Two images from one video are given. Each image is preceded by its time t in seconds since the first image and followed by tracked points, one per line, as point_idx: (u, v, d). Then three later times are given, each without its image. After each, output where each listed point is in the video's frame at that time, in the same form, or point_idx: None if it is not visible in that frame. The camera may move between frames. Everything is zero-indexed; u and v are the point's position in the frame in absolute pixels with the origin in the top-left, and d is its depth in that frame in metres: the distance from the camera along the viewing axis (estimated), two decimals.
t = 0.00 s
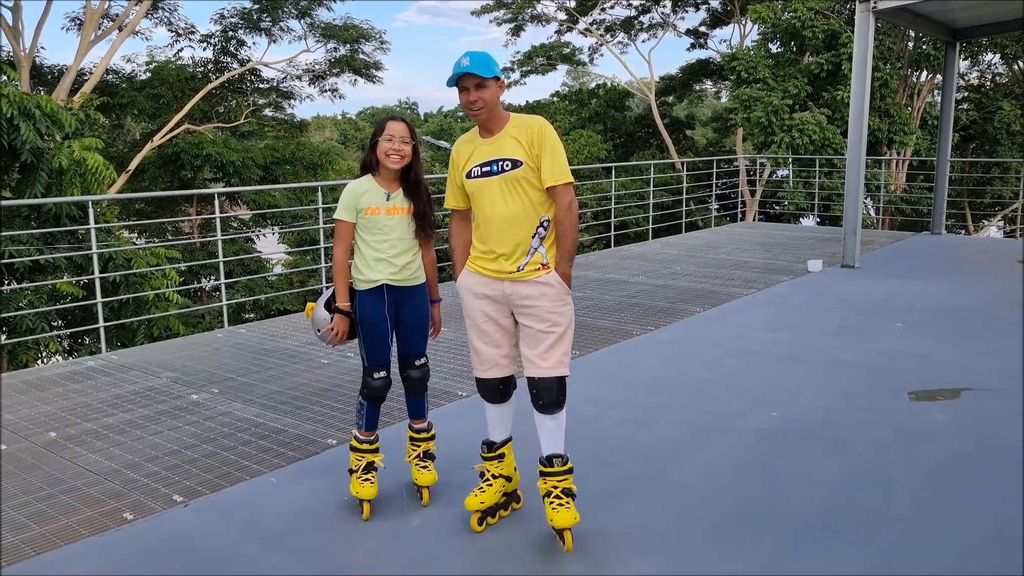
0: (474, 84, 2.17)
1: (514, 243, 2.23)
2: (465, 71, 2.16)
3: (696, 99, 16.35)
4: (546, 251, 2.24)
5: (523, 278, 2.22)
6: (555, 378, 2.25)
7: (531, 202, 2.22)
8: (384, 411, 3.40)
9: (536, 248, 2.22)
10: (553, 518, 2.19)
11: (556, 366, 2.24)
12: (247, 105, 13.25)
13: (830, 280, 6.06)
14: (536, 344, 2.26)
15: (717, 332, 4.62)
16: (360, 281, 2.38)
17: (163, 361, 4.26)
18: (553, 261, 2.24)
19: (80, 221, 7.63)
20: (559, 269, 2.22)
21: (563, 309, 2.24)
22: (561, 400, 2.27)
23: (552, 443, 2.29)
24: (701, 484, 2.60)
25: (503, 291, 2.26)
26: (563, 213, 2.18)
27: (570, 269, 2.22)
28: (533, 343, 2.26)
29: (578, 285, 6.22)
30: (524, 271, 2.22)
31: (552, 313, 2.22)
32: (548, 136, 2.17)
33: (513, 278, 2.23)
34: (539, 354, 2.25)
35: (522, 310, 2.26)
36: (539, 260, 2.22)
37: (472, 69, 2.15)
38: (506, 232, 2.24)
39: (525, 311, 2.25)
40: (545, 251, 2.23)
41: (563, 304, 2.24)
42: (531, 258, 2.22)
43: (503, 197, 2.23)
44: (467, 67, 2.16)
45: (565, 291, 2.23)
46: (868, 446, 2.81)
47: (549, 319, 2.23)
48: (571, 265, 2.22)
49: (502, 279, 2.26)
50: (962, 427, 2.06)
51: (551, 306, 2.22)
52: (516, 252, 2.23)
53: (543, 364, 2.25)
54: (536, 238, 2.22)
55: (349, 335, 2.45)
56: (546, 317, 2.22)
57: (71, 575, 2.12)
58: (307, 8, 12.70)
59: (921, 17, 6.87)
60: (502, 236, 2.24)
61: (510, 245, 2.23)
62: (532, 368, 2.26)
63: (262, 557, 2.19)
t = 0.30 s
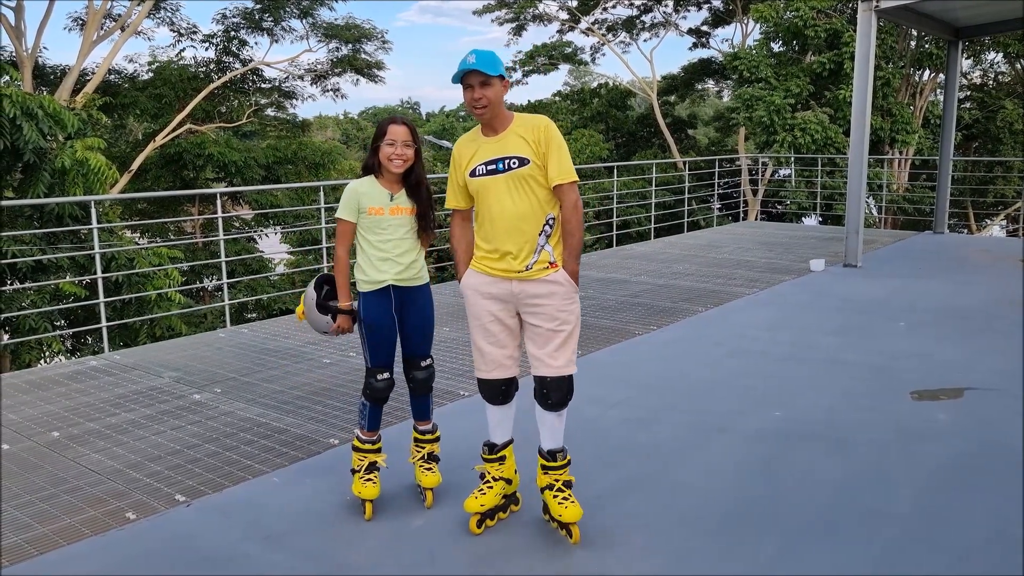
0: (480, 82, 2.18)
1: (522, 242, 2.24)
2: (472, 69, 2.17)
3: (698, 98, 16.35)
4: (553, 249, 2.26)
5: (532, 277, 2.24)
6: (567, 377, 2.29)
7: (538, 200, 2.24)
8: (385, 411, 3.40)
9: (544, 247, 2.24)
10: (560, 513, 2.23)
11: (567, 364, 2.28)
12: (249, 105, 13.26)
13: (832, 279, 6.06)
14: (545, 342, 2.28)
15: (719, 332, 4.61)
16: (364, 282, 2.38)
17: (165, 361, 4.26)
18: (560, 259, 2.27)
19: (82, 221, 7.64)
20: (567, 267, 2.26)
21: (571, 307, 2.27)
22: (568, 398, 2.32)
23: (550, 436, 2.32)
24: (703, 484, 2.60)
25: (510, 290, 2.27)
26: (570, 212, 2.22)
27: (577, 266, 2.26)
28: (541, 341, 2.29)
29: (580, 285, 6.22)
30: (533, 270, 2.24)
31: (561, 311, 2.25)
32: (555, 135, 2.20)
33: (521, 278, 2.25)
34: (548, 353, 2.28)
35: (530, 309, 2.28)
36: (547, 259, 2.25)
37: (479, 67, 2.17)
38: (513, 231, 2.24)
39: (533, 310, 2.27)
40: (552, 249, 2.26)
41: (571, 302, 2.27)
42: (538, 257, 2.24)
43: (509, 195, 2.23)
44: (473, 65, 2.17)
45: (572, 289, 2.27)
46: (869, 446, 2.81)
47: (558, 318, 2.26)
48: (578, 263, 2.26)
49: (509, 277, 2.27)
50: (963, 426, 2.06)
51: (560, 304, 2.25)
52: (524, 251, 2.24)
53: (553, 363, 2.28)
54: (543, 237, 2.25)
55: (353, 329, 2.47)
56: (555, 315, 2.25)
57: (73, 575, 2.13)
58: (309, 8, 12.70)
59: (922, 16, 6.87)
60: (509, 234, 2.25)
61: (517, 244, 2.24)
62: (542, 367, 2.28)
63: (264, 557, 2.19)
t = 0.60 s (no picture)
0: (493, 81, 2.18)
1: (527, 241, 2.25)
2: (487, 68, 2.17)
3: (700, 98, 16.34)
4: (558, 249, 2.28)
5: (537, 277, 2.25)
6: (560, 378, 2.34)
7: (543, 201, 2.25)
8: (387, 411, 3.40)
9: (549, 247, 2.26)
10: (540, 496, 2.33)
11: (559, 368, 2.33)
12: (251, 105, 13.28)
13: (835, 279, 6.05)
14: (548, 342, 2.31)
15: (721, 332, 4.61)
16: (365, 282, 2.37)
17: (167, 361, 4.26)
18: (565, 260, 2.29)
19: (84, 221, 7.66)
20: (571, 268, 2.28)
21: (575, 307, 2.30)
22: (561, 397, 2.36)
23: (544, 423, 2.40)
24: (706, 484, 2.59)
25: (514, 289, 2.28)
26: (575, 213, 2.24)
27: (581, 267, 2.29)
28: (544, 340, 2.31)
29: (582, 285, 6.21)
30: (538, 270, 2.25)
31: (564, 311, 2.28)
32: (560, 136, 2.21)
33: (526, 277, 2.26)
34: (545, 356, 2.32)
35: (534, 309, 2.29)
36: (552, 260, 2.26)
37: (493, 66, 2.17)
38: (518, 231, 2.26)
39: (537, 310, 2.28)
40: (557, 249, 2.28)
41: (574, 301, 2.29)
42: (544, 257, 2.25)
43: (515, 196, 2.25)
44: (488, 64, 2.17)
45: (576, 289, 2.29)
46: (872, 445, 2.81)
47: (562, 318, 2.28)
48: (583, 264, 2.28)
49: (514, 277, 2.27)
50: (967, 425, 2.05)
51: (564, 303, 2.27)
52: (529, 250, 2.25)
53: (549, 366, 2.32)
54: (548, 237, 2.26)
55: (349, 333, 2.47)
56: (558, 314, 2.27)
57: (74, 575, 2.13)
58: (311, 7, 12.71)
59: (924, 15, 6.86)
60: (514, 234, 2.26)
61: (522, 244, 2.25)
62: (538, 368, 2.34)
63: (266, 556, 2.19)
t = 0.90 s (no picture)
0: (492, 83, 2.19)
1: (536, 241, 2.27)
2: (485, 70, 2.18)
3: (702, 97, 16.33)
4: (565, 251, 2.30)
5: (544, 277, 2.28)
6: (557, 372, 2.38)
7: (552, 204, 2.27)
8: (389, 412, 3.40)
9: (556, 249, 2.28)
10: (539, 488, 2.36)
11: (558, 362, 2.36)
12: (253, 105, 13.29)
13: (838, 279, 6.04)
14: (553, 339, 2.34)
15: (723, 332, 4.60)
16: (365, 283, 2.38)
17: (169, 360, 4.26)
18: (571, 261, 2.32)
19: (86, 221, 7.66)
20: (577, 270, 2.31)
21: (580, 308, 2.33)
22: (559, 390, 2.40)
23: (546, 420, 2.43)
24: (707, 484, 2.59)
25: (521, 288, 2.30)
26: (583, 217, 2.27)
27: (587, 270, 2.32)
28: (548, 338, 2.34)
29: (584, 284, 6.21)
30: (545, 270, 2.27)
31: (571, 313, 2.31)
32: (572, 141, 2.23)
33: (534, 277, 2.28)
34: (545, 350, 2.35)
35: (542, 309, 2.31)
36: (559, 261, 2.29)
37: (492, 69, 2.18)
38: (526, 232, 2.27)
39: (544, 310, 2.30)
40: (564, 251, 2.30)
41: (580, 303, 2.32)
42: (552, 257, 2.28)
43: (524, 198, 2.26)
44: (486, 66, 2.18)
45: (582, 291, 2.32)
46: (874, 445, 2.81)
47: (568, 319, 2.31)
48: (589, 267, 2.32)
49: (522, 277, 2.29)
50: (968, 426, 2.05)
51: (571, 305, 2.30)
52: (537, 252, 2.28)
53: (548, 360, 2.36)
54: (555, 239, 2.28)
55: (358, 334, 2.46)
56: (565, 315, 2.31)
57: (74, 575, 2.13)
58: (313, 7, 12.72)
59: (927, 15, 6.85)
60: (522, 235, 2.28)
61: (531, 244, 2.27)
62: (538, 361, 2.37)
63: (267, 556, 2.19)
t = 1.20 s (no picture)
0: (482, 86, 2.23)
1: (542, 238, 2.28)
2: (474, 76, 2.23)
3: (704, 97, 16.32)
4: (570, 249, 2.31)
5: (550, 275, 2.28)
6: (560, 368, 2.39)
7: (558, 202, 2.28)
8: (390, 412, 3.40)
9: (561, 247, 2.29)
10: (543, 489, 2.35)
11: (561, 358, 2.38)
12: (255, 105, 13.30)
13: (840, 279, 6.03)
14: (558, 335, 2.35)
15: (725, 331, 4.60)
16: (366, 283, 2.38)
17: (172, 361, 4.27)
18: (576, 259, 2.32)
19: (89, 221, 7.67)
20: (582, 268, 2.32)
21: (584, 306, 2.33)
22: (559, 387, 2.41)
23: (549, 419, 2.44)
24: (708, 484, 2.60)
25: (527, 286, 2.30)
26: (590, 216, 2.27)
27: (592, 269, 2.32)
28: (554, 335, 2.35)
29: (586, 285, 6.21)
30: (551, 268, 2.28)
31: (575, 311, 2.32)
32: (580, 140, 2.24)
33: (540, 275, 2.28)
34: (548, 346, 2.36)
35: (547, 306, 2.31)
36: (564, 258, 2.29)
37: (479, 71, 2.22)
38: (533, 230, 2.28)
39: (549, 307, 2.31)
40: (569, 249, 2.31)
41: (584, 302, 2.33)
42: (557, 255, 2.28)
43: (532, 196, 2.26)
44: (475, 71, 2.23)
45: (587, 289, 2.32)
46: (875, 446, 2.80)
47: (571, 316, 2.32)
48: (593, 265, 2.33)
49: (528, 275, 2.29)
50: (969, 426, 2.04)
51: (575, 303, 2.31)
52: (543, 249, 2.28)
53: (551, 356, 2.37)
54: (560, 237, 2.29)
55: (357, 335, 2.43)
56: (569, 313, 2.31)
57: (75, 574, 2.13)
58: (314, 7, 12.74)
59: (929, 14, 6.84)
60: (528, 232, 2.28)
61: (537, 242, 2.28)
62: (541, 358, 2.38)
63: (269, 556, 2.19)
